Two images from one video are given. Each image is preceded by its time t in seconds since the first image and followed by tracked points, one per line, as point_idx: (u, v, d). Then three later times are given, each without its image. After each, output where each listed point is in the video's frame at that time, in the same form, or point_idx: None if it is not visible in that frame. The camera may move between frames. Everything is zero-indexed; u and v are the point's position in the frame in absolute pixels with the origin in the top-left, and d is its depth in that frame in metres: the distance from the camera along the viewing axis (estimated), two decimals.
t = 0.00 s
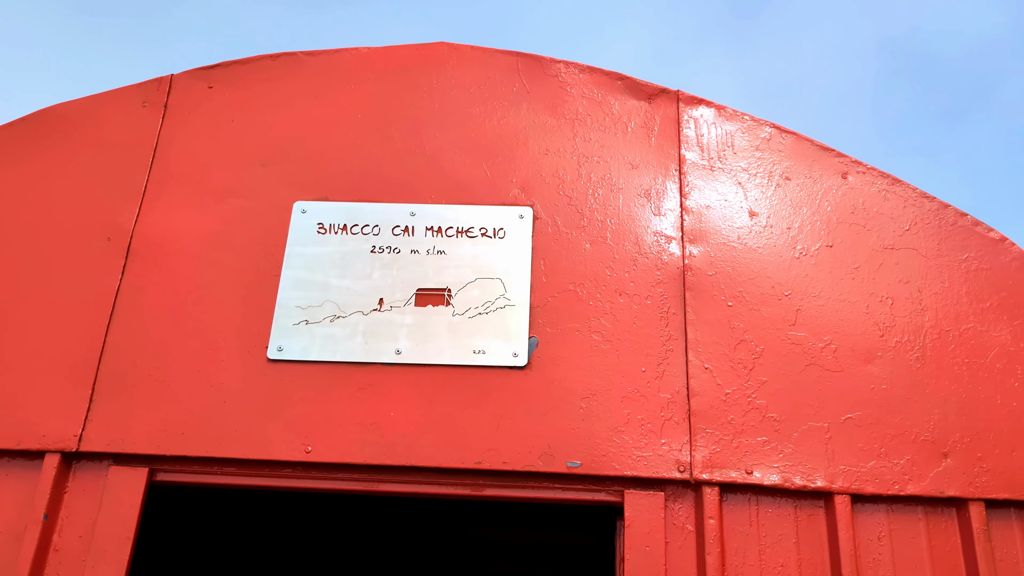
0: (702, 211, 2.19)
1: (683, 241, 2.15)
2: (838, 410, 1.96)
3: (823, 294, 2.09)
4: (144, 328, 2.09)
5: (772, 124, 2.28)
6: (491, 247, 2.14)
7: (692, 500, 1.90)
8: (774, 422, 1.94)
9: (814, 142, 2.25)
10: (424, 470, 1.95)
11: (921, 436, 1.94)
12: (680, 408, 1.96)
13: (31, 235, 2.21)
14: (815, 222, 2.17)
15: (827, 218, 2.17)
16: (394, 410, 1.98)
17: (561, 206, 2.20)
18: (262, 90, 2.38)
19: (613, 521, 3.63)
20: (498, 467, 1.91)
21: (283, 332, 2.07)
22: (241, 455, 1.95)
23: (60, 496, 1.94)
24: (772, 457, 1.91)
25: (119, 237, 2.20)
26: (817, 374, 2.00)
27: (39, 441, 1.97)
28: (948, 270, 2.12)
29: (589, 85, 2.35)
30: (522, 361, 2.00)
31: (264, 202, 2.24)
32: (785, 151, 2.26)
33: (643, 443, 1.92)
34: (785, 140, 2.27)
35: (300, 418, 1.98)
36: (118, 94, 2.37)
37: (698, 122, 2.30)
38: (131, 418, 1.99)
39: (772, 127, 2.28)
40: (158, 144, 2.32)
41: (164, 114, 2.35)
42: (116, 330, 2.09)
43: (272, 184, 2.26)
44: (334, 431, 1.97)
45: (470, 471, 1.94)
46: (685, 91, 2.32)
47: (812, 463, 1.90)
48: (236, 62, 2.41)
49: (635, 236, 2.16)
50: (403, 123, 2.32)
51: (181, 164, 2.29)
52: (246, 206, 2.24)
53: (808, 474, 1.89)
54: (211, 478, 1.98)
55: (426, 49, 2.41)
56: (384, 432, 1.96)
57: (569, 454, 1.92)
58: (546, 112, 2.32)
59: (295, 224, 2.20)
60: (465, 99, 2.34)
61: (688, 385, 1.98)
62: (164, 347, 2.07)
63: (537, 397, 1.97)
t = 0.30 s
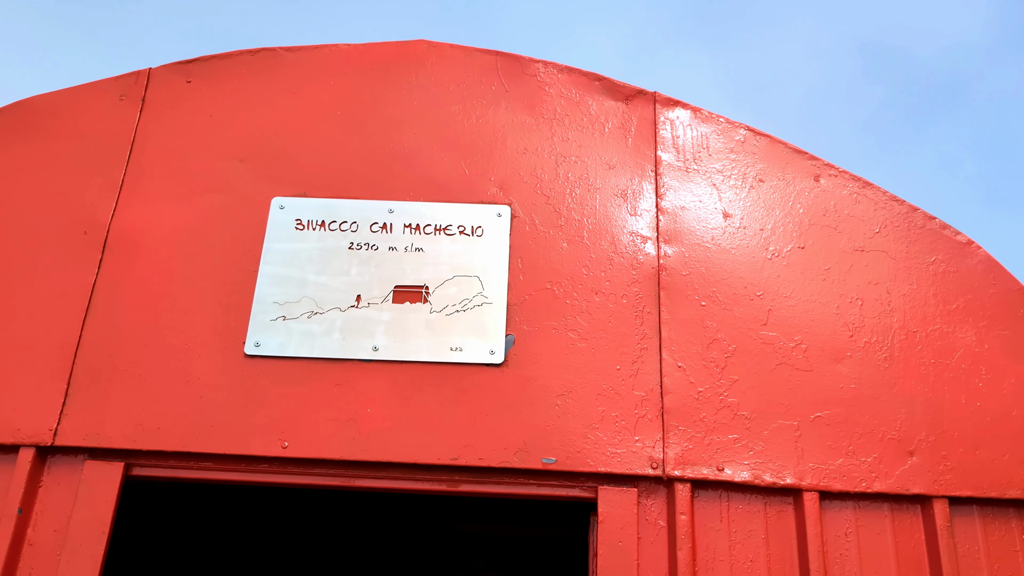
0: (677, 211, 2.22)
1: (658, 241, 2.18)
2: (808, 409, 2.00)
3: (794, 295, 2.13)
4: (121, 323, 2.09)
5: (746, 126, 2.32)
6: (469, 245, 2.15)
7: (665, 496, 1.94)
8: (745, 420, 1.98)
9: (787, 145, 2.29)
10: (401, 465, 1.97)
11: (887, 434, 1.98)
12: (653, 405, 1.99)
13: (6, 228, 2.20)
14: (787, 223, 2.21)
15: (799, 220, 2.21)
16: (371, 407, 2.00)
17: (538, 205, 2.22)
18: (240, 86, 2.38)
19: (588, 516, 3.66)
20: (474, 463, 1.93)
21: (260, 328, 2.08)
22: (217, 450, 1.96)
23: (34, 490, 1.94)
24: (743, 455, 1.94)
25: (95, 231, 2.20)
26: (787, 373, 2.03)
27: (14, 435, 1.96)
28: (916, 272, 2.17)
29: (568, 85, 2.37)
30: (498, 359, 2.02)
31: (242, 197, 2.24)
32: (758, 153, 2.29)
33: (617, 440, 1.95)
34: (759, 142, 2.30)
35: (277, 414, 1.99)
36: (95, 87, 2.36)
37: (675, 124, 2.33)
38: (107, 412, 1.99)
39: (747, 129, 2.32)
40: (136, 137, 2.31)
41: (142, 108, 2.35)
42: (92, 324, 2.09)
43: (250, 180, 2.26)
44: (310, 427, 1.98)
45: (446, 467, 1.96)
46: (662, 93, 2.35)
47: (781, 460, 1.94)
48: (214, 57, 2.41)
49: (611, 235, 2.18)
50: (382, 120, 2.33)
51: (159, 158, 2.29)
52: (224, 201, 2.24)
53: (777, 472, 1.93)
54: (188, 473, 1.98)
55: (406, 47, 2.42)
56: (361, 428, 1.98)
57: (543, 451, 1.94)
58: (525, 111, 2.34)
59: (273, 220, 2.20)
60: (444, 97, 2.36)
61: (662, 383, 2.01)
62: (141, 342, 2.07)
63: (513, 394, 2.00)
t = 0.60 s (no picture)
0: (648, 211, 2.25)
1: (629, 241, 2.21)
2: (773, 406, 2.04)
3: (761, 295, 2.17)
4: (92, 316, 2.09)
5: (717, 128, 2.36)
6: (443, 242, 2.17)
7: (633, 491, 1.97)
8: (712, 417, 2.02)
9: (757, 147, 2.33)
10: (372, 460, 1.99)
11: (850, 432, 2.03)
12: (623, 402, 2.02)
13: None
14: (756, 224, 2.25)
15: (768, 221, 2.26)
16: (343, 402, 2.01)
17: (512, 203, 2.25)
18: (215, 80, 2.38)
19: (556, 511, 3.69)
20: (446, 458, 1.95)
21: (233, 323, 2.08)
22: (189, 445, 1.96)
23: (3, 484, 1.93)
24: (709, 451, 1.98)
25: (67, 224, 2.19)
26: (753, 371, 2.08)
27: None
28: (880, 273, 2.22)
29: (542, 85, 2.39)
30: (470, 355, 2.04)
31: (216, 192, 2.24)
32: (728, 155, 2.33)
33: (587, 436, 1.98)
34: (730, 145, 2.34)
35: (250, 409, 2.00)
36: (68, 79, 2.34)
37: (647, 125, 2.36)
38: (78, 406, 1.99)
39: (717, 131, 2.36)
40: (109, 130, 2.30)
41: (115, 101, 2.34)
42: (63, 317, 2.08)
43: (224, 175, 2.26)
44: (282, 421, 1.99)
45: (417, 462, 1.98)
46: (635, 94, 2.38)
47: (747, 457, 1.98)
48: (189, 50, 2.41)
49: (583, 234, 2.21)
50: (357, 117, 2.34)
51: (132, 152, 2.28)
52: (197, 195, 2.24)
53: (743, 468, 1.97)
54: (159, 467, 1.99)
55: (381, 44, 2.43)
56: (333, 423, 1.99)
57: (514, 446, 1.97)
58: (499, 110, 2.36)
59: (247, 215, 2.21)
60: (419, 95, 2.37)
61: (632, 380, 2.04)
62: (112, 335, 2.07)
63: (485, 390, 2.02)
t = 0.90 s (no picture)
0: (611, 211, 2.28)
1: (591, 239, 2.24)
2: (730, 404, 2.08)
3: (720, 295, 2.21)
4: (50, 308, 2.07)
5: (679, 130, 2.40)
6: (406, 238, 2.18)
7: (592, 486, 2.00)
8: (670, 414, 2.06)
9: (718, 149, 2.38)
10: (333, 455, 2.00)
11: (804, 430, 2.08)
12: (583, 399, 2.05)
13: None
14: (716, 225, 2.29)
15: (727, 222, 2.30)
16: (305, 396, 2.01)
17: (476, 201, 2.26)
18: (179, 72, 2.37)
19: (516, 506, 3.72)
20: (407, 453, 1.97)
21: (194, 316, 2.07)
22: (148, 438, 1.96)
23: None
24: (667, 447, 2.02)
25: (25, 215, 2.16)
26: (711, 369, 2.12)
27: None
28: (835, 275, 2.27)
29: (507, 83, 2.41)
30: (433, 351, 2.06)
31: (178, 184, 2.23)
32: (690, 157, 2.37)
33: (547, 432, 2.01)
34: (691, 146, 2.38)
35: (210, 402, 2.00)
36: (28, 68, 2.31)
37: (611, 126, 2.39)
38: (35, 398, 1.97)
39: (679, 133, 2.39)
40: (69, 120, 2.28)
41: (76, 91, 2.31)
42: (20, 309, 2.06)
43: (187, 167, 2.25)
44: (243, 416, 1.99)
45: (378, 457, 1.99)
46: (599, 95, 2.41)
47: (703, 454, 2.02)
48: (152, 41, 2.39)
49: (546, 232, 2.23)
50: (322, 111, 2.34)
51: (93, 142, 2.26)
52: (159, 188, 2.22)
53: (699, 464, 2.01)
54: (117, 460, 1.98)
55: (348, 39, 2.43)
56: (294, 417, 2.00)
57: (475, 442, 1.99)
58: (465, 107, 2.37)
59: (209, 208, 2.20)
60: (385, 91, 2.38)
61: (592, 377, 2.07)
62: (71, 327, 2.05)
63: (447, 386, 2.04)
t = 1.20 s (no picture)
0: (563, 211, 2.31)
1: (543, 238, 2.26)
2: (676, 403, 2.12)
3: (668, 295, 2.25)
4: None
5: (631, 132, 2.43)
6: (358, 234, 2.18)
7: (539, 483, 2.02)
8: (618, 412, 2.08)
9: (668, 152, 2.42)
10: (281, 450, 1.99)
11: (747, 429, 2.12)
12: (532, 396, 2.07)
13: None
14: (665, 227, 2.33)
15: (676, 224, 2.34)
16: (253, 391, 2.00)
17: (429, 198, 2.27)
18: (129, 62, 2.34)
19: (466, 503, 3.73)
20: (355, 449, 1.97)
21: (141, 310, 2.05)
22: (92, 432, 1.93)
23: None
24: (614, 445, 2.05)
25: None
26: (658, 368, 2.15)
27: None
28: (781, 277, 2.32)
29: (462, 82, 2.42)
30: (383, 348, 2.06)
31: (127, 176, 2.20)
32: (641, 159, 2.41)
33: (496, 428, 2.02)
34: (643, 148, 2.42)
35: (156, 397, 1.98)
36: None
37: (564, 126, 2.41)
38: None
39: (631, 135, 2.43)
40: (15, 108, 2.24)
41: (23, 78, 2.27)
42: None
43: (136, 159, 2.22)
44: (190, 410, 1.98)
45: (326, 453, 1.99)
46: (553, 95, 2.43)
47: (649, 451, 2.05)
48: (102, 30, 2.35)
49: (499, 230, 2.25)
50: (275, 105, 2.33)
51: (39, 131, 2.22)
52: (107, 179, 2.19)
53: (645, 461, 2.04)
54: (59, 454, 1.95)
55: (302, 33, 2.42)
56: (242, 412, 1.98)
57: (424, 438, 2.00)
58: (419, 105, 2.38)
59: (158, 200, 2.17)
60: (339, 86, 2.37)
61: (542, 374, 2.09)
62: (13, 319, 2.02)
63: (397, 382, 2.04)
